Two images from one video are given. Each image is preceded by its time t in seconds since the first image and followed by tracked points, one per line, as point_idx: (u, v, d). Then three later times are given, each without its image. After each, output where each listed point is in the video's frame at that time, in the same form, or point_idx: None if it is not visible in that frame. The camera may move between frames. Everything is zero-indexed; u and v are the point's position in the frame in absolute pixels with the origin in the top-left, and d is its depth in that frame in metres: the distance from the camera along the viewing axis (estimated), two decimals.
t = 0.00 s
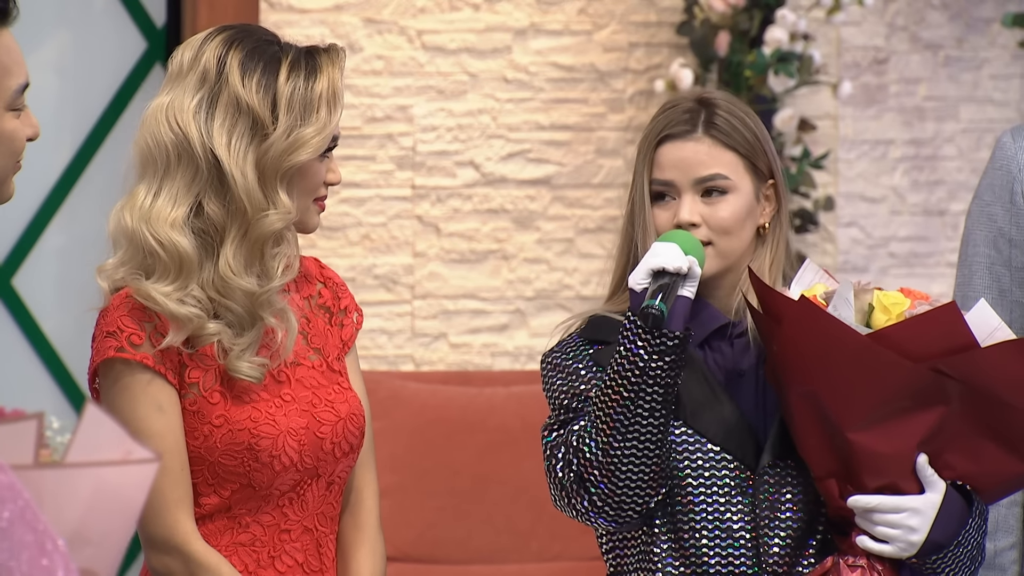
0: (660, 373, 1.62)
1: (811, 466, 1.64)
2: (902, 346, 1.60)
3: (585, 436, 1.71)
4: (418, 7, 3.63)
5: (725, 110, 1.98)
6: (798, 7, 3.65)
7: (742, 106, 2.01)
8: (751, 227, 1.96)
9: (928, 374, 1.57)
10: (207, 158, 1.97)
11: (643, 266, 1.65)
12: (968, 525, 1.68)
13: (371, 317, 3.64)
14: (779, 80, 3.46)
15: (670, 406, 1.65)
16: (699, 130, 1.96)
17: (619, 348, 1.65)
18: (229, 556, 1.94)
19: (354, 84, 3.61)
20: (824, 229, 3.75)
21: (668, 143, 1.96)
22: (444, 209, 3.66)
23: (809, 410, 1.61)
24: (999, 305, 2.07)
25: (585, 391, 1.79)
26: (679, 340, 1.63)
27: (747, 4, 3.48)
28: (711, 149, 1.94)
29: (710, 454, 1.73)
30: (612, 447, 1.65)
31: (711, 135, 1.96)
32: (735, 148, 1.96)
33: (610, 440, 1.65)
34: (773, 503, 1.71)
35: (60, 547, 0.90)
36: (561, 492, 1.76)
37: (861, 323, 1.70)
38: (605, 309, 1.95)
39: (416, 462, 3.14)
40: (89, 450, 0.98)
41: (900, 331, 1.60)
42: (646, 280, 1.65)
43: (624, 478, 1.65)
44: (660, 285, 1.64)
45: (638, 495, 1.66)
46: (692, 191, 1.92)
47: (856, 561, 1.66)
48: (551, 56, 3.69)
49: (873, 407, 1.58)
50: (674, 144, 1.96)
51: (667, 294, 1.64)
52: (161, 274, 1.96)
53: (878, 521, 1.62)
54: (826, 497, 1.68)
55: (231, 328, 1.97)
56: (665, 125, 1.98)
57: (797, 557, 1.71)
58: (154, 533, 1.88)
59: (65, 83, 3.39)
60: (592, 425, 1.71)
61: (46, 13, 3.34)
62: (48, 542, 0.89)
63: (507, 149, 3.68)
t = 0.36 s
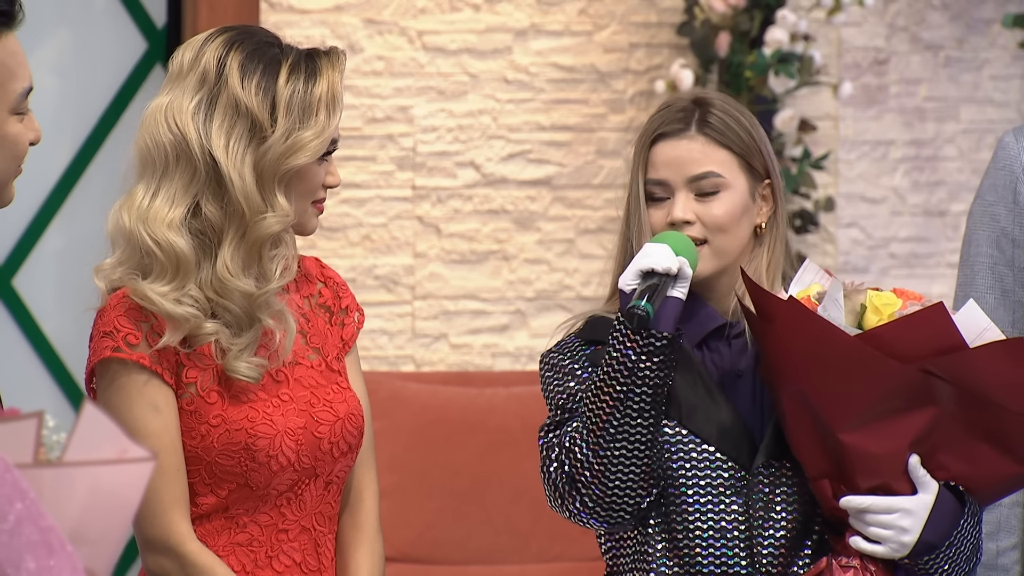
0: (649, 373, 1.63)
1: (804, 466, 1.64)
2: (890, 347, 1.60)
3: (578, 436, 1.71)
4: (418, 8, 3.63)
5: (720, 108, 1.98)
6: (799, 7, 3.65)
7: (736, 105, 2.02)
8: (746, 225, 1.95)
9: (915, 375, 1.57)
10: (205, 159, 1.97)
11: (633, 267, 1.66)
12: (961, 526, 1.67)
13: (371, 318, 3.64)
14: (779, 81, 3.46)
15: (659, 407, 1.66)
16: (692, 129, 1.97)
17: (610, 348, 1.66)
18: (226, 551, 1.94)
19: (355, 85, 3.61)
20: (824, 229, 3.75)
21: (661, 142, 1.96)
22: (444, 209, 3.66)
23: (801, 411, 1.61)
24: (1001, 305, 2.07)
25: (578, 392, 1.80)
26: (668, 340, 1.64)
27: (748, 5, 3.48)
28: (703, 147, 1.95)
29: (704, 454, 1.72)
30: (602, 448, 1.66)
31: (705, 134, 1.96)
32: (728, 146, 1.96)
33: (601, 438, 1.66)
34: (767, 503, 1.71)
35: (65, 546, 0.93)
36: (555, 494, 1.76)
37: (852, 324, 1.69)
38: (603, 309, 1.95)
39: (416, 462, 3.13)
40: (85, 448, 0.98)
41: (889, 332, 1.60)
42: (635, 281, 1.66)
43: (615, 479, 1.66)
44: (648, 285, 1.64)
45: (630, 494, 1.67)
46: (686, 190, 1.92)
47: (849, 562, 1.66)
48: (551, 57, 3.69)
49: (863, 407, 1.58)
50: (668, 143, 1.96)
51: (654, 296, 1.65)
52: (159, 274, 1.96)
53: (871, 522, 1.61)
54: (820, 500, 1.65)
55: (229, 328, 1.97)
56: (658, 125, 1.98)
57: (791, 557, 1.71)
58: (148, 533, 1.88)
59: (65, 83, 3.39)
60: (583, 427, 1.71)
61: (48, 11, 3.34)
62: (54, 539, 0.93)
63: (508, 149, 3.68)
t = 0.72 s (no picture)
0: (637, 364, 1.68)
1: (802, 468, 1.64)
2: (880, 351, 1.60)
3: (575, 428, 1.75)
4: (421, 9, 3.64)
5: (727, 109, 1.99)
6: (801, 9, 3.65)
7: (746, 105, 2.02)
8: (751, 223, 1.95)
9: (902, 378, 1.57)
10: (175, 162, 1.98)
11: (626, 260, 1.69)
12: (957, 528, 1.66)
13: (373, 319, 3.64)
14: (781, 82, 3.46)
15: (650, 399, 1.71)
16: (697, 127, 1.98)
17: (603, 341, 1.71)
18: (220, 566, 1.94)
19: (357, 86, 3.62)
20: (827, 231, 3.75)
21: (666, 141, 1.99)
22: (447, 211, 3.67)
23: (794, 414, 1.61)
24: (1009, 305, 2.07)
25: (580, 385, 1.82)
26: (657, 331, 1.68)
27: (750, 6, 3.48)
28: (707, 146, 1.96)
29: (705, 451, 1.72)
30: (593, 438, 1.71)
31: (708, 132, 1.97)
32: (732, 145, 1.97)
33: (595, 429, 1.71)
34: (768, 503, 1.70)
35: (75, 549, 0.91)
36: (552, 484, 1.81)
37: (844, 327, 1.68)
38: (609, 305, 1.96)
39: (417, 463, 3.14)
40: (95, 449, 0.99)
41: (879, 333, 1.59)
42: (628, 274, 1.69)
43: (604, 468, 1.71)
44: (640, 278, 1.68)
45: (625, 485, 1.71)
46: (688, 188, 1.93)
47: (845, 564, 1.65)
48: (554, 58, 3.69)
49: (855, 410, 1.59)
50: (671, 142, 1.98)
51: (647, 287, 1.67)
52: (139, 265, 1.98)
53: (865, 524, 1.61)
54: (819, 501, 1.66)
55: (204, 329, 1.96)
56: (663, 125, 2.01)
57: (794, 555, 1.70)
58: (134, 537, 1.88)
59: (68, 85, 3.41)
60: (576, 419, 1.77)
61: (48, 14, 3.37)
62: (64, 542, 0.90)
63: (510, 151, 3.68)
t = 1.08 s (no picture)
0: (634, 368, 1.68)
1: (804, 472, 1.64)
2: (875, 353, 1.59)
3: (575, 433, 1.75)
4: (421, 12, 3.63)
5: (726, 111, 1.99)
6: (801, 12, 3.65)
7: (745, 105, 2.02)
8: (755, 223, 1.95)
9: (899, 382, 1.56)
10: (189, 168, 1.99)
11: (625, 264, 1.70)
12: (956, 533, 1.65)
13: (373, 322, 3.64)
14: (781, 85, 3.46)
15: (649, 402, 1.71)
16: (697, 129, 1.98)
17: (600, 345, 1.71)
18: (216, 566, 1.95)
19: (357, 89, 3.62)
20: (827, 234, 3.75)
21: (666, 145, 1.98)
22: (447, 214, 3.66)
23: (795, 419, 1.62)
24: (1012, 307, 2.06)
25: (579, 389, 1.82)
26: (655, 335, 1.67)
27: (750, 9, 3.48)
28: (708, 148, 1.95)
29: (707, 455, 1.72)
30: (591, 443, 1.71)
31: (708, 134, 1.97)
32: (733, 146, 1.97)
33: (595, 434, 1.70)
34: (770, 508, 1.70)
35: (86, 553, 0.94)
36: (552, 488, 1.81)
37: (843, 331, 1.67)
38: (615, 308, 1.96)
39: (417, 466, 3.13)
40: (108, 452, 1.04)
41: (874, 338, 1.59)
42: (626, 278, 1.70)
43: (603, 473, 1.71)
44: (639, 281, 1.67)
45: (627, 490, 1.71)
46: (691, 190, 1.93)
47: (847, 567, 1.65)
48: (554, 61, 3.69)
49: (853, 414, 1.58)
50: (673, 146, 1.97)
51: (648, 290, 1.67)
52: (152, 265, 2.00)
53: (866, 528, 1.61)
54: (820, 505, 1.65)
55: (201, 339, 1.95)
56: (663, 128, 2.00)
57: (797, 557, 1.70)
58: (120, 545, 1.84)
59: (69, 88, 3.40)
60: (575, 424, 1.77)
61: (47, 16, 3.36)
62: (74, 546, 0.93)
63: (510, 154, 3.68)
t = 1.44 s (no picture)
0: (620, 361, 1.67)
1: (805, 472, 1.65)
2: (874, 354, 1.59)
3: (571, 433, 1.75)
4: (421, 12, 3.63)
5: (709, 109, 2.03)
6: (801, 12, 3.65)
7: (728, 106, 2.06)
8: (739, 210, 1.95)
9: (898, 382, 1.57)
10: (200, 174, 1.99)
11: (601, 260, 1.70)
12: (957, 534, 1.65)
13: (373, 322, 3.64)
14: (782, 85, 3.46)
15: (635, 396, 1.70)
16: (679, 127, 2.02)
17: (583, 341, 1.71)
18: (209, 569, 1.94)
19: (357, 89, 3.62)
20: (827, 234, 3.76)
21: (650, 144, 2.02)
22: (447, 214, 3.66)
23: (795, 422, 1.62)
24: (1014, 308, 2.07)
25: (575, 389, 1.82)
26: (635, 326, 1.67)
27: (750, 9, 3.48)
28: (687, 139, 1.99)
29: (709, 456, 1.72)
30: (584, 441, 1.71)
31: (691, 128, 2.01)
32: (714, 139, 2.00)
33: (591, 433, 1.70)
34: (774, 508, 1.70)
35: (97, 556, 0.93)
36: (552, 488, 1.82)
37: (842, 332, 1.67)
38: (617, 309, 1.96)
39: (417, 466, 3.13)
40: (119, 453, 1.02)
41: (873, 338, 1.59)
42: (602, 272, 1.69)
43: (597, 471, 1.72)
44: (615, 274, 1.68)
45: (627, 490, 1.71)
46: (673, 180, 1.95)
47: (849, 570, 1.64)
48: (554, 61, 3.69)
49: (854, 415, 1.59)
50: (658, 143, 2.01)
51: (626, 283, 1.68)
52: (159, 267, 2.01)
53: (868, 528, 1.61)
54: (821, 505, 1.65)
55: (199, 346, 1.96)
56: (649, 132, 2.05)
57: (802, 553, 1.70)
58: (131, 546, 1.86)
59: (68, 89, 3.40)
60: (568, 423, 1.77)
61: (47, 16, 3.36)
62: (87, 550, 0.92)
63: (510, 154, 3.68)
